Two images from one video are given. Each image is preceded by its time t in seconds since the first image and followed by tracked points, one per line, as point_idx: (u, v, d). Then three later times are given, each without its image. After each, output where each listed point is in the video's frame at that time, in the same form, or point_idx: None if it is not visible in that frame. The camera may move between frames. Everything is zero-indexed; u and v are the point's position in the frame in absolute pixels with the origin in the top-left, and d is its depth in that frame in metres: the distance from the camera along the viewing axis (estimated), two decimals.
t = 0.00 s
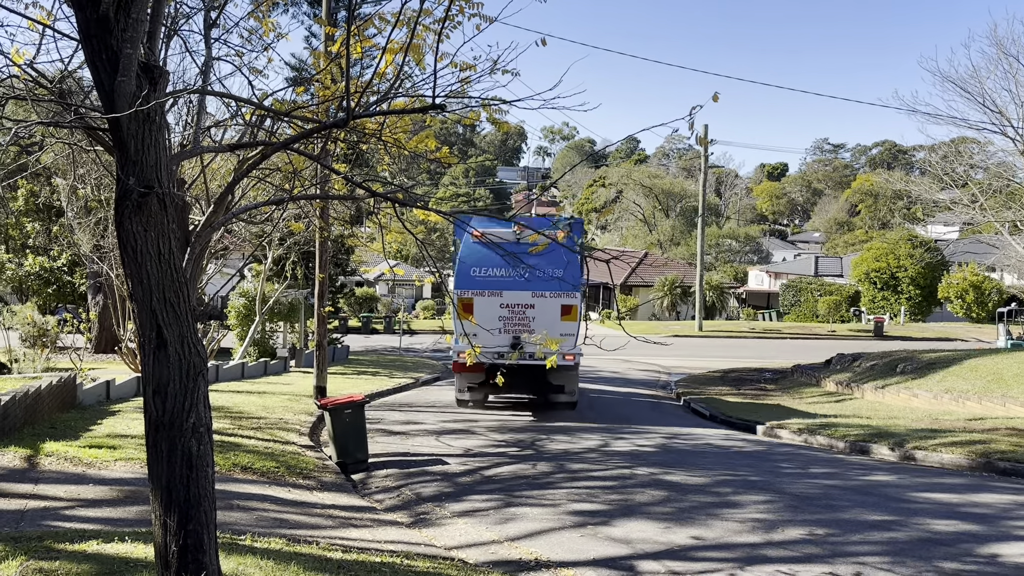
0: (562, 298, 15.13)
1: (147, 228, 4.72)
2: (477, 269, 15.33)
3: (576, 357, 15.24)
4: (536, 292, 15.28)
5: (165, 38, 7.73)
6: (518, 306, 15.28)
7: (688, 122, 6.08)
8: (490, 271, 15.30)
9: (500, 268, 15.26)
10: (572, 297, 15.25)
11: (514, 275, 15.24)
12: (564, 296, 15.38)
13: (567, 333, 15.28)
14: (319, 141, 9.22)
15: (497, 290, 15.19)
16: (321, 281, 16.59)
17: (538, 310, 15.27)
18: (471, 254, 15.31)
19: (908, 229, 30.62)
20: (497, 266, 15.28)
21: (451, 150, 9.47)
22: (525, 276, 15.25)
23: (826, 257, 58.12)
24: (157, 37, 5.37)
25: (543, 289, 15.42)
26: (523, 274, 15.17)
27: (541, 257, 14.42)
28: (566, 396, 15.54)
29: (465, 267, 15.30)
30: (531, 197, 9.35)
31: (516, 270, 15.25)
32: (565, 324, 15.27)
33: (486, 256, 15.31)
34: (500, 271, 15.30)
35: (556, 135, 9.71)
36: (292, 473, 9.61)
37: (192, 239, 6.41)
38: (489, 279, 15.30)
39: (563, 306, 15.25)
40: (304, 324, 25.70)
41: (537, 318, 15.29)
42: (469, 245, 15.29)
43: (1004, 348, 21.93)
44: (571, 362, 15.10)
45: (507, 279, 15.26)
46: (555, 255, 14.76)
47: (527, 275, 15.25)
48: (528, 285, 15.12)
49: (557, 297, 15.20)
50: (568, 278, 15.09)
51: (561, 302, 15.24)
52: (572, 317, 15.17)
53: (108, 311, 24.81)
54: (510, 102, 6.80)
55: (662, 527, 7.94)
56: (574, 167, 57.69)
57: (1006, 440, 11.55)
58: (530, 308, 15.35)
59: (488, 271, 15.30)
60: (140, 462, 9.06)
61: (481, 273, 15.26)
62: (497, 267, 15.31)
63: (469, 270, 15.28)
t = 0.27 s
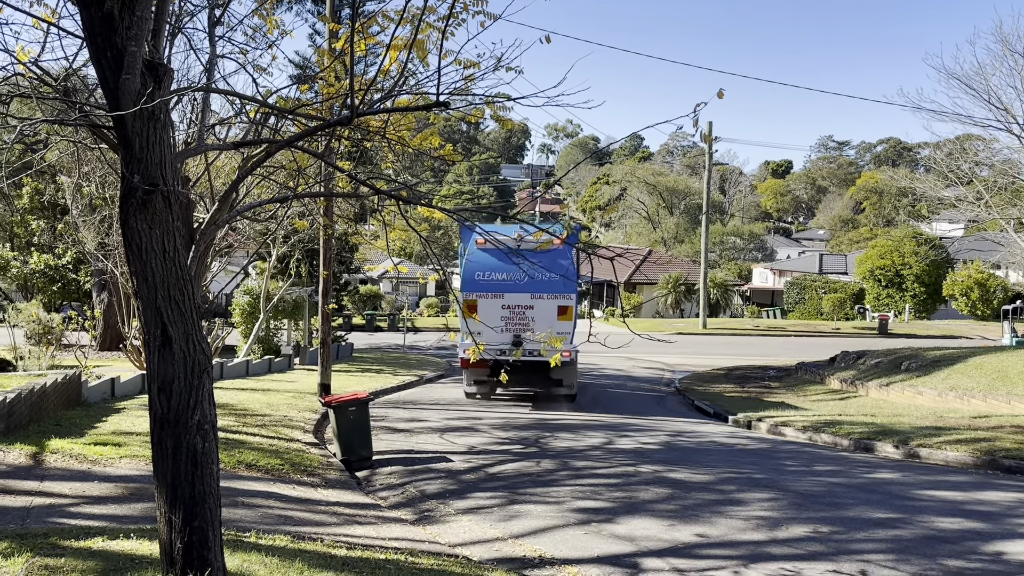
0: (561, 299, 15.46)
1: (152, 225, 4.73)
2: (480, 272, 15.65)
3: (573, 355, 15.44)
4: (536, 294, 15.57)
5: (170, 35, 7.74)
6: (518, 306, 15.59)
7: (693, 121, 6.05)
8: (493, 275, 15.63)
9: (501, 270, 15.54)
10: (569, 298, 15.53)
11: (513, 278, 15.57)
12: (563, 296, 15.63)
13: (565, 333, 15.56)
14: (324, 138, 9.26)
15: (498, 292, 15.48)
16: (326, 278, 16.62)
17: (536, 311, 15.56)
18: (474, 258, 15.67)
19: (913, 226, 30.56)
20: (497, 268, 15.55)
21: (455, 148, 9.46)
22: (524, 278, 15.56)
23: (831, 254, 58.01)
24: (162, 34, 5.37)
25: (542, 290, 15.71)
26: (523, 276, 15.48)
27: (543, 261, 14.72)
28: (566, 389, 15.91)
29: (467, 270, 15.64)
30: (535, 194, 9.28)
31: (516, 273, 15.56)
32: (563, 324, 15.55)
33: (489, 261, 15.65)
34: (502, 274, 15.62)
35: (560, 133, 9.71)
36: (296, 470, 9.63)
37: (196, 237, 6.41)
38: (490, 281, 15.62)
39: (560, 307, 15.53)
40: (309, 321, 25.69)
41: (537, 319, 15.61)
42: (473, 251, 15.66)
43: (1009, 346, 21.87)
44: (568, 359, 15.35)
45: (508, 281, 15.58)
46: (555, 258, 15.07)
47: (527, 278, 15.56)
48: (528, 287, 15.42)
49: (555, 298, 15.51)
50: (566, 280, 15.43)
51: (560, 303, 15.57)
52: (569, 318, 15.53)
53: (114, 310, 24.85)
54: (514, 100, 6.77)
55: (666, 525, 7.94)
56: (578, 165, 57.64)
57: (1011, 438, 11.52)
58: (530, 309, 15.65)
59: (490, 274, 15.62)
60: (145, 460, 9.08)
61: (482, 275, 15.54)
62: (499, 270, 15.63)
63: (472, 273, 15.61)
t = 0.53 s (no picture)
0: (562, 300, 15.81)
1: (156, 222, 4.74)
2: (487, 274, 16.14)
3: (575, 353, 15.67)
4: (539, 294, 15.94)
5: (174, 33, 7.74)
6: (521, 305, 16.00)
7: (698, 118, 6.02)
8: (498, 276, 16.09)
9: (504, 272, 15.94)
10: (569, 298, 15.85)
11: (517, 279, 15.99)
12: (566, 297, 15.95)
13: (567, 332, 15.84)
14: (327, 136, 9.27)
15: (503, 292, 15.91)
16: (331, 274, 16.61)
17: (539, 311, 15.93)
18: (481, 260, 16.18)
19: (918, 223, 30.53)
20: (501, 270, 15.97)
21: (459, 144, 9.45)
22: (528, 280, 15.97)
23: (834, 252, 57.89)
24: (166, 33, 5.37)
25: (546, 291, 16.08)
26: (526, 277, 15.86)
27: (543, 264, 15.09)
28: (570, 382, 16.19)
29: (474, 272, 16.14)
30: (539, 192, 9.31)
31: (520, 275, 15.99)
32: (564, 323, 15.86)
33: (495, 264, 16.14)
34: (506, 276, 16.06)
35: (564, 130, 9.71)
36: (300, 467, 9.65)
37: (200, 235, 6.42)
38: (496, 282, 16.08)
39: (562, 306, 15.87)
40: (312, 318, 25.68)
41: (539, 319, 15.98)
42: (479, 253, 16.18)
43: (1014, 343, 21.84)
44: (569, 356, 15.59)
45: (512, 282, 16.00)
46: (556, 260, 15.44)
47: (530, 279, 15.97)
48: (530, 288, 15.81)
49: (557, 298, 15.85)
50: (568, 281, 15.77)
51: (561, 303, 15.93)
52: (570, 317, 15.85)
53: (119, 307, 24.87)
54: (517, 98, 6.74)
55: (670, 522, 7.94)
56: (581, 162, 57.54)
57: (1016, 435, 11.51)
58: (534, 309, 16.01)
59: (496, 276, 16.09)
60: (150, 457, 9.11)
61: (488, 276, 16.02)
62: (504, 272, 16.09)
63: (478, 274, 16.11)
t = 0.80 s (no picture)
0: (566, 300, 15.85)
1: (149, 217, 4.45)
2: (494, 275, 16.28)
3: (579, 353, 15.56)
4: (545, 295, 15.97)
5: (166, 21, 7.44)
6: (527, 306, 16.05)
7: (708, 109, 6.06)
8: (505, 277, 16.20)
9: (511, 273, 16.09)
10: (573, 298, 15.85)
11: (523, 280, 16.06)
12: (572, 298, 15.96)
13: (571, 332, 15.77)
14: (325, 129, 8.98)
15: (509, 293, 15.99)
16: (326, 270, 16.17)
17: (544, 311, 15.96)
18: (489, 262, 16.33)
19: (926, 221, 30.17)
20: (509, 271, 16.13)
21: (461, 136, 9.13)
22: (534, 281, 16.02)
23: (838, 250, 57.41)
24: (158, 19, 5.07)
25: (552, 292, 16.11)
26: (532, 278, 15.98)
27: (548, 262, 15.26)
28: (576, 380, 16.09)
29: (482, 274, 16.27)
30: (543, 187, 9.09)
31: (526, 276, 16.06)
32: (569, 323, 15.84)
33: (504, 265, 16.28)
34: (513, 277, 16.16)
35: (568, 121, 9.40)
36: (297, 469, 9.36)
37: (196, 230, 6.19)
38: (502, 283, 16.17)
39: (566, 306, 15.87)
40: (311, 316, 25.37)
41: (545, 319, 15.98)
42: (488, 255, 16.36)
43: None
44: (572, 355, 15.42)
45: (518, 283, 16.08)
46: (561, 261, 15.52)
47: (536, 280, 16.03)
48: (535, 288, 15.84)
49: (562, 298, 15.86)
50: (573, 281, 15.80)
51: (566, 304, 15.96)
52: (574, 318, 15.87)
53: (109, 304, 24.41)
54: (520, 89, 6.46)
55: (678, 526, 7.63)
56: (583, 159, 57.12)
57: None
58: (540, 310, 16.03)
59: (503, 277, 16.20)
60: (143, 458, 8.84)
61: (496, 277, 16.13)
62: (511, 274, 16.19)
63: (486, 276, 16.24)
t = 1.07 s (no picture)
0: (600, 307, 11.58)
1: None
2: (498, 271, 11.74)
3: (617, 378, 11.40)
4: (568, 300, 11.62)
5: None
6: (545, 315, 11.64)
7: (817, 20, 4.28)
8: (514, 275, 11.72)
9: (523, 269, 11.72)
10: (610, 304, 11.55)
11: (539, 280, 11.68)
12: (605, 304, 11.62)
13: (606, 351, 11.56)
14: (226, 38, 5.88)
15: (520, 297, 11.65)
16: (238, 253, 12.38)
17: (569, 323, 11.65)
18: (492, 253, 11.83)
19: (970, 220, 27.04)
20: (518, 266, 11.73)
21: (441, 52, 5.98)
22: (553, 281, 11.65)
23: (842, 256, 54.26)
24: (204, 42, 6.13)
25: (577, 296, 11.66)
26: (552, 276, 11.65)
27: (582, 251, 11.26)
28: (610, 420, 11.97)
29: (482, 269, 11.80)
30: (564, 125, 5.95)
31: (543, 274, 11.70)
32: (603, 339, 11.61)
33: (511, 258, 11.80)
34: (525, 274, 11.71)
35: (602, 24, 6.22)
36: (183, 563, 5.81)
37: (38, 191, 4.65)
38: (511, 283, 11.72)
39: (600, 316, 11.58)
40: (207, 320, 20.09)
41: (569, 333, 11.65)
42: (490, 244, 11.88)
43: None
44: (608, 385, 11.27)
45: (533, 283, 11.69)
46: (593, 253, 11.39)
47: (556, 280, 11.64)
48: (556, 291, 11.59)
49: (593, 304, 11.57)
50: (608, 281, 11.51)
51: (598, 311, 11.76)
52: (611, 331, 11.58)
53: None
54: None
55: None
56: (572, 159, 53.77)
57: None
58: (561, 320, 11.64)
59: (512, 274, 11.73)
60: None
61: (502, 275, 11.73)
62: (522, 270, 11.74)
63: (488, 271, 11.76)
